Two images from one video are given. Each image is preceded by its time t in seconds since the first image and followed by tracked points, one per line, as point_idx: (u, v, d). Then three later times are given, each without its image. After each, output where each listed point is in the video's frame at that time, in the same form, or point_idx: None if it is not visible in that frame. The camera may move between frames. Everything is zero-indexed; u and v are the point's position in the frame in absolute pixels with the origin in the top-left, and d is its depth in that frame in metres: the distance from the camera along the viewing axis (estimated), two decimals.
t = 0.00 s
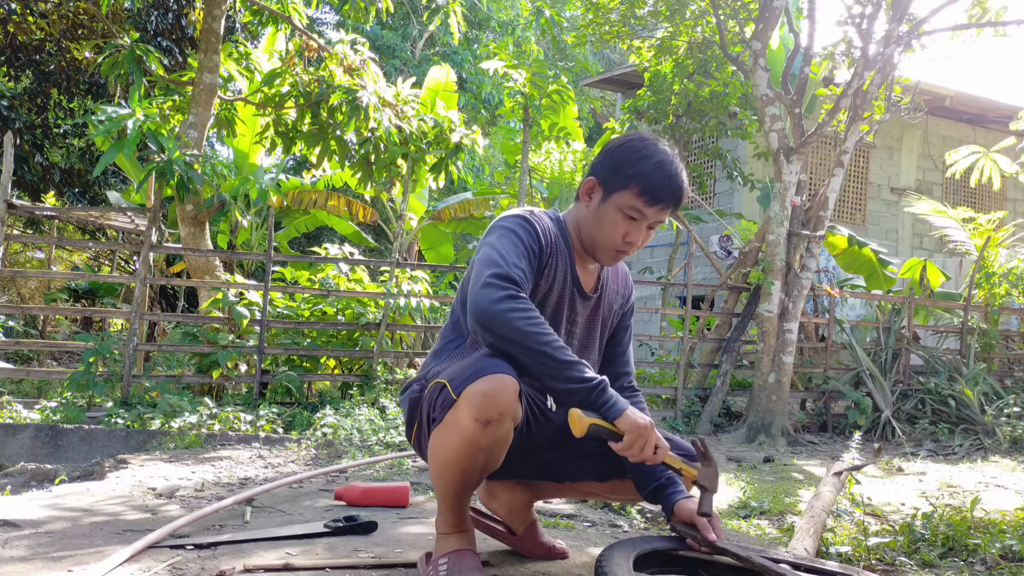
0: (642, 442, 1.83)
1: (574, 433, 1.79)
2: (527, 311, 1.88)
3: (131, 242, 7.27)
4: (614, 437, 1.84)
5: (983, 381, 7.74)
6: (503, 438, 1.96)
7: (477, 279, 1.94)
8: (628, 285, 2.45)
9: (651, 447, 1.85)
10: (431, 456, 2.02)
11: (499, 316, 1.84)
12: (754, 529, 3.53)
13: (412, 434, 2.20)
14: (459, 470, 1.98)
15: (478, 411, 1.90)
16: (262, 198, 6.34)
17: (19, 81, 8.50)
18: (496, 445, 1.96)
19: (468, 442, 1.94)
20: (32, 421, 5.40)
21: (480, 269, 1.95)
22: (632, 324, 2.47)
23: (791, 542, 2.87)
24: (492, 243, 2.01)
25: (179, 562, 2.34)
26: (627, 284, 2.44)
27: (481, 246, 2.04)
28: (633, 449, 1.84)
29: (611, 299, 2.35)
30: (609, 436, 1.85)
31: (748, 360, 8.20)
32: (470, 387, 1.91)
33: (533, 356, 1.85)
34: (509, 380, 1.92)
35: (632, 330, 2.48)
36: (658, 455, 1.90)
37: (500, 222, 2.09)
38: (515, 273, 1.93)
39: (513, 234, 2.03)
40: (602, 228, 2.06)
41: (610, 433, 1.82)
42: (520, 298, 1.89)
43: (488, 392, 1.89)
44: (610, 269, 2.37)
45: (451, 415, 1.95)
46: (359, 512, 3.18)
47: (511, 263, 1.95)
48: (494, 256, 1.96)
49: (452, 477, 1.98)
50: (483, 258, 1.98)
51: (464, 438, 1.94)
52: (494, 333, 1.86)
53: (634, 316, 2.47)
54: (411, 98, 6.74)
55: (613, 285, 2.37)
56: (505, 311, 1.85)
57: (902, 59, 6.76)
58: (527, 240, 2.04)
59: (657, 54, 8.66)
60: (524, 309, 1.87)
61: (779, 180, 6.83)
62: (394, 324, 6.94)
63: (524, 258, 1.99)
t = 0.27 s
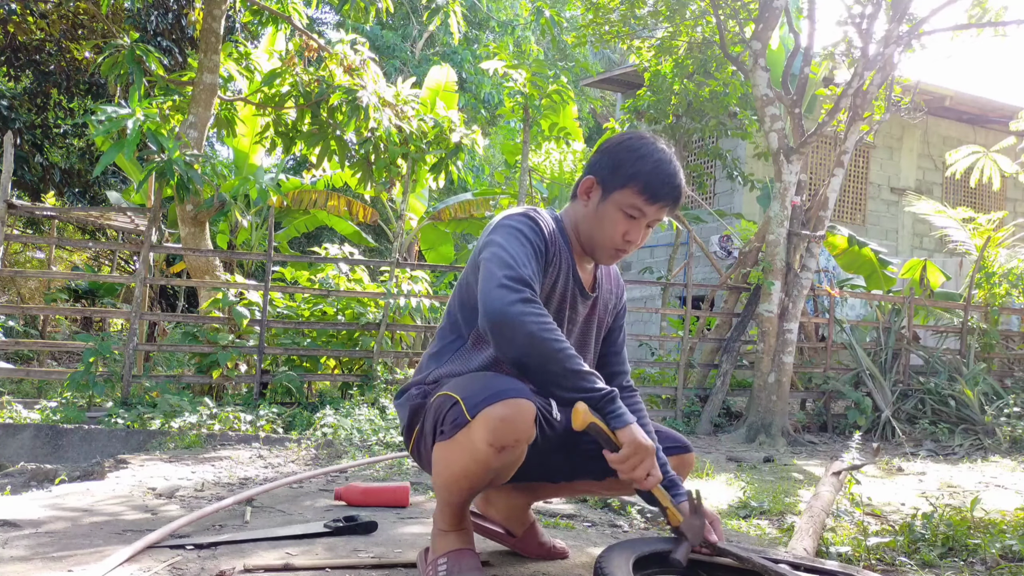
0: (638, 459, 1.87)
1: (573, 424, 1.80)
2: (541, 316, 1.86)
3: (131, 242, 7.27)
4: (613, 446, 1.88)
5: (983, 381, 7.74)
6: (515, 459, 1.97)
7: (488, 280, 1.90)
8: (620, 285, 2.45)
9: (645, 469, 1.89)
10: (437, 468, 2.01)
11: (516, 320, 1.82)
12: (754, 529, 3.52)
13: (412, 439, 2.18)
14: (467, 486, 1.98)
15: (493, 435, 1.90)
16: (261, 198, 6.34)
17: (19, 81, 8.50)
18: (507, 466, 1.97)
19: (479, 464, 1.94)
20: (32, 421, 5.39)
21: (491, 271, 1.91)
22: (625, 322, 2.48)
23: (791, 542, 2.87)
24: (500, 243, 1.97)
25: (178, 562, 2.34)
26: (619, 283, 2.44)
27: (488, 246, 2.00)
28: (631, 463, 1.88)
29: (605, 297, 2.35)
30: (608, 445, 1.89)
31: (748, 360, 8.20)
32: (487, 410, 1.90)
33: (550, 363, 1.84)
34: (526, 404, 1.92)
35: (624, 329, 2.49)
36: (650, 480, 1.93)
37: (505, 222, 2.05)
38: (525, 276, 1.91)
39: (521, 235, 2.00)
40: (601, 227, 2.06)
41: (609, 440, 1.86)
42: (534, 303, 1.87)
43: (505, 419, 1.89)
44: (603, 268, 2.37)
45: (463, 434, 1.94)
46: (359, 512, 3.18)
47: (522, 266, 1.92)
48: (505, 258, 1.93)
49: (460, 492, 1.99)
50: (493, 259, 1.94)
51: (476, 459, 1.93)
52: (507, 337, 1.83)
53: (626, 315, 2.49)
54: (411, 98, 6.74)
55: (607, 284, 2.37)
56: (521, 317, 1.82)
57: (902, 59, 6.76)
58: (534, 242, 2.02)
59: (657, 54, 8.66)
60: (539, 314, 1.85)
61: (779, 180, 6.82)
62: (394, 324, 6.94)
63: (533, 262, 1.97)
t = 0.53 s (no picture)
0: (748, 431, 1.77)
1: (677, 432, 1.73)
2: (599, 335, 1.75)
3: (131, 242, 7.27)
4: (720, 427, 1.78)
5: (983, 381, 7.74)
6: (525, 471, 2.00)
7: (527, 312, 1.78)
8: (610, 286, 2.45)
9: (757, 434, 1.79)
10: (443, 476, 1.99)
11: (579, 349, 1.71)
12: (754, 529, 3.52)
13: (409, 449, 2.17)
14: (475, 497, 1.98)
15: (508, 449, 1.91)
16: (261, 198, 6.34)
17: (19, 81, 8.50)
18: (518, 477, 1.99)
19: (492, 477, 1.94)
20: (32, 421, 5.39)
21: (528, 301, 1.79)
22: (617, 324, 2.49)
23: (791, 542, 2.87)
24: (523, 269, 1.85)
25: (178, 562, 2.34)
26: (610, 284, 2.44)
27: (508, 273, 1.88)
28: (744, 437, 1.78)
29: (599, 300, 2.35)
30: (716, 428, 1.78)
31: (748, 360, 8.20)
32: (504, 424, 1.91)
33: (626, 381, 1.73)
34: (542, 417, 1.94)
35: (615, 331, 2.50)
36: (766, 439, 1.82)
37: (515, 244, 1.93)
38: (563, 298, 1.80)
39: (541, 256, 1.90)
40: (601, 233, 2.04)
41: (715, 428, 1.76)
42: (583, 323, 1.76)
43: (521, 433, 1.91)
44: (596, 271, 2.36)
45: (476, 447, 1.93)
46: (359, 512, 3.18)
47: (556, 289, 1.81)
48: (534, 284, 1.82)
49: (467, 503, 1.99)
50: (520, 287, 1.83)
51: (488, 472, 1.94)
52: (570, 368, 1.73)
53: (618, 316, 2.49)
54: (411, 98, 6.74)
55: (600, 287, 2.37)
56: (582, 343, 1.72)
57: (902, 59, 6.76)
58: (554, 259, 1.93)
59: (656, 54, 8.66)
60: (595, 333, 1.75)
61: (779, 180, 6.82)
62: (394, 324, 6.94)
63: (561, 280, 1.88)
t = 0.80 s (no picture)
0: (763, 493, 1.67)
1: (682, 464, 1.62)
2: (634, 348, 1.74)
3: (131, 242, 7.27)
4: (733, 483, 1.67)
5: (983, 381, 7.74)
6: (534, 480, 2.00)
7: (558, 322, 1.76)
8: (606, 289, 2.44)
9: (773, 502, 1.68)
10: (451, 484, 1.99)
11: (616, 356, 1.70)
12: (754, 529, 3.53)
13: (405, 453, 2.15)
14: (483, 503, 1.99)
15: (521, 458, 1.91)
16: (261, 198, 6.34)
17: (19, 81, 8.50)
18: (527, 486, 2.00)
19: (503, 485, 1.94)
20: (32, 421, 5.39)
21: (558, 310, 1.77)
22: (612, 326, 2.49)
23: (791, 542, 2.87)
24: (549, 276, 1.84)
25: (178, 562, 2.34)
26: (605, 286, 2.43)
27: (530, 281, 1.85)
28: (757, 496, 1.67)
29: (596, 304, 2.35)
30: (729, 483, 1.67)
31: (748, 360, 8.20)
32: (519, 432, 1.90)
33: (658, 400, 1.69)
34: (555, 427, 1.94)
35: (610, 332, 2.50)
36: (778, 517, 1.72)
37: (537, 250, 1.91)
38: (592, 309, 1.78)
39: (564, 264, 1.88)
40: (604, 239, 2.04)
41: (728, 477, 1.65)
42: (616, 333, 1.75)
43: (535, 443, 1.91)
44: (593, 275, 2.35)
45: (488, 456, 1.93)
46: (359, 512, 3.18)
47: (585, 298, 1.80)
48: (561, 292, 1.80)
49: (474, 509, 1.99)
50: (546, 296, 1.81)
51: (500, 480, 1.94)
52: (607, 382, 1.70)
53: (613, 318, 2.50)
54: (411, 98, 6.74)
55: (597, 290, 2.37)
56: (618, 355, 1.70)
57: (902, 59, 6.76)
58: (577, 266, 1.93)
59: (656, 54, 8.66)
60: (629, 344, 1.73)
61: (779, 180, 6.82)
62: (394, 324, 6.95)
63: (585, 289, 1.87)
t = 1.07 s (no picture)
0: (756, 499, 1.69)
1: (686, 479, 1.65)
2: (623, 339, 1.74)
3: (131, 242, 7.27)
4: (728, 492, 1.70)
5: (983, 381, 7.74)
6: (526, 471, 2.00)
7: (551, 312, 1.76)
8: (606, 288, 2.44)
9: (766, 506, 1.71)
10: (444, 477, 1.99)
11: (610, 347, 1.70)
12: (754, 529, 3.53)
13: (404, 452, 2.16)
14: (477, 497, 1.99)
15: (512, 448, 1.91)
16: (261, 198, 6.34)
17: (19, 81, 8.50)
18: (519, 477, 1.99)
19: (496, 476, 1.94)
20: (32, 421, 5.40)
21: (552, 300, 1.77)
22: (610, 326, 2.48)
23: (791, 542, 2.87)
24: (543, 269, 1.84)
25: (178, 562, 2.34)
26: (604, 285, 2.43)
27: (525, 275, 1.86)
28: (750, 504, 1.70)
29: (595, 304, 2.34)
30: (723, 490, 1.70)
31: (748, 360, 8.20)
32: (508, 423, 1.91)
33: (650, 392, 1.70)
34: (544, 417, 1.94)
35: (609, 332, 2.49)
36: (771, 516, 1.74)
37: (532, 246, 1.91)
38: (584, 303, 1.79)
39: (558, 259, 1.89)
40: (599, 239, 2.04)
41: (722, 485, 1.68)
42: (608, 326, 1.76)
43: (525, 432, 1.91)
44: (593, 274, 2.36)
45: (480, 447, 1.93)
46: (360, 512, 3.18)
47: (579, 292, 1.80)
48: (554, 285, 1.80)
49: (468, 504, 1.99)
50: (540, 289, 1.81)
51: (492, 472, 1.94)
52: (601, 369, 1.70)
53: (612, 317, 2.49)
54: (411, 98, 6.74)
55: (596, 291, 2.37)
56: (608, 346, 1.70)
57: (902, 59, 6.76)
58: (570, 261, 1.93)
59: (657, 54, 8.66)
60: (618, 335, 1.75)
61: (779, 180, 6.82)
62: (394, 324, 6.95)
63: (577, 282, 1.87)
